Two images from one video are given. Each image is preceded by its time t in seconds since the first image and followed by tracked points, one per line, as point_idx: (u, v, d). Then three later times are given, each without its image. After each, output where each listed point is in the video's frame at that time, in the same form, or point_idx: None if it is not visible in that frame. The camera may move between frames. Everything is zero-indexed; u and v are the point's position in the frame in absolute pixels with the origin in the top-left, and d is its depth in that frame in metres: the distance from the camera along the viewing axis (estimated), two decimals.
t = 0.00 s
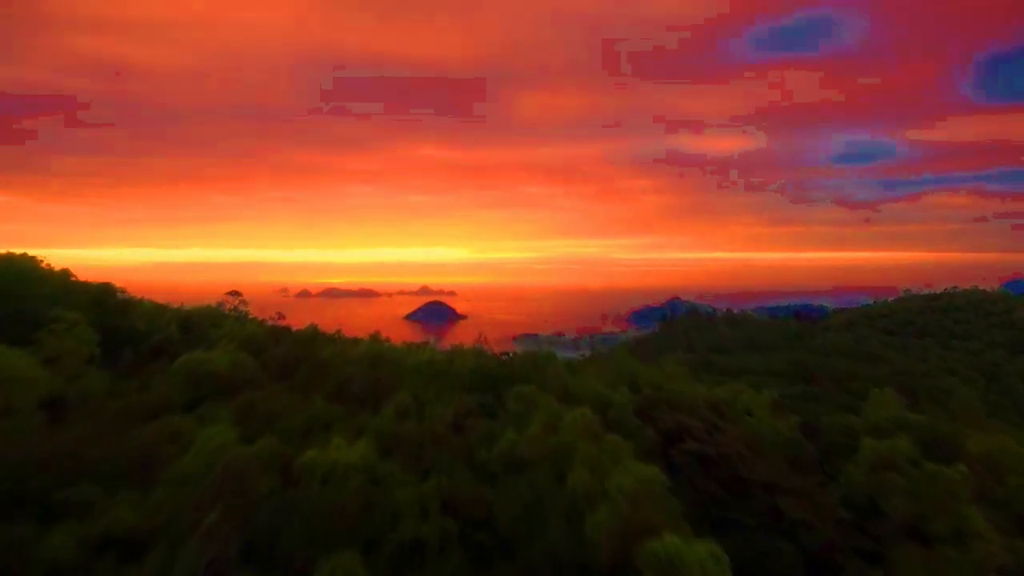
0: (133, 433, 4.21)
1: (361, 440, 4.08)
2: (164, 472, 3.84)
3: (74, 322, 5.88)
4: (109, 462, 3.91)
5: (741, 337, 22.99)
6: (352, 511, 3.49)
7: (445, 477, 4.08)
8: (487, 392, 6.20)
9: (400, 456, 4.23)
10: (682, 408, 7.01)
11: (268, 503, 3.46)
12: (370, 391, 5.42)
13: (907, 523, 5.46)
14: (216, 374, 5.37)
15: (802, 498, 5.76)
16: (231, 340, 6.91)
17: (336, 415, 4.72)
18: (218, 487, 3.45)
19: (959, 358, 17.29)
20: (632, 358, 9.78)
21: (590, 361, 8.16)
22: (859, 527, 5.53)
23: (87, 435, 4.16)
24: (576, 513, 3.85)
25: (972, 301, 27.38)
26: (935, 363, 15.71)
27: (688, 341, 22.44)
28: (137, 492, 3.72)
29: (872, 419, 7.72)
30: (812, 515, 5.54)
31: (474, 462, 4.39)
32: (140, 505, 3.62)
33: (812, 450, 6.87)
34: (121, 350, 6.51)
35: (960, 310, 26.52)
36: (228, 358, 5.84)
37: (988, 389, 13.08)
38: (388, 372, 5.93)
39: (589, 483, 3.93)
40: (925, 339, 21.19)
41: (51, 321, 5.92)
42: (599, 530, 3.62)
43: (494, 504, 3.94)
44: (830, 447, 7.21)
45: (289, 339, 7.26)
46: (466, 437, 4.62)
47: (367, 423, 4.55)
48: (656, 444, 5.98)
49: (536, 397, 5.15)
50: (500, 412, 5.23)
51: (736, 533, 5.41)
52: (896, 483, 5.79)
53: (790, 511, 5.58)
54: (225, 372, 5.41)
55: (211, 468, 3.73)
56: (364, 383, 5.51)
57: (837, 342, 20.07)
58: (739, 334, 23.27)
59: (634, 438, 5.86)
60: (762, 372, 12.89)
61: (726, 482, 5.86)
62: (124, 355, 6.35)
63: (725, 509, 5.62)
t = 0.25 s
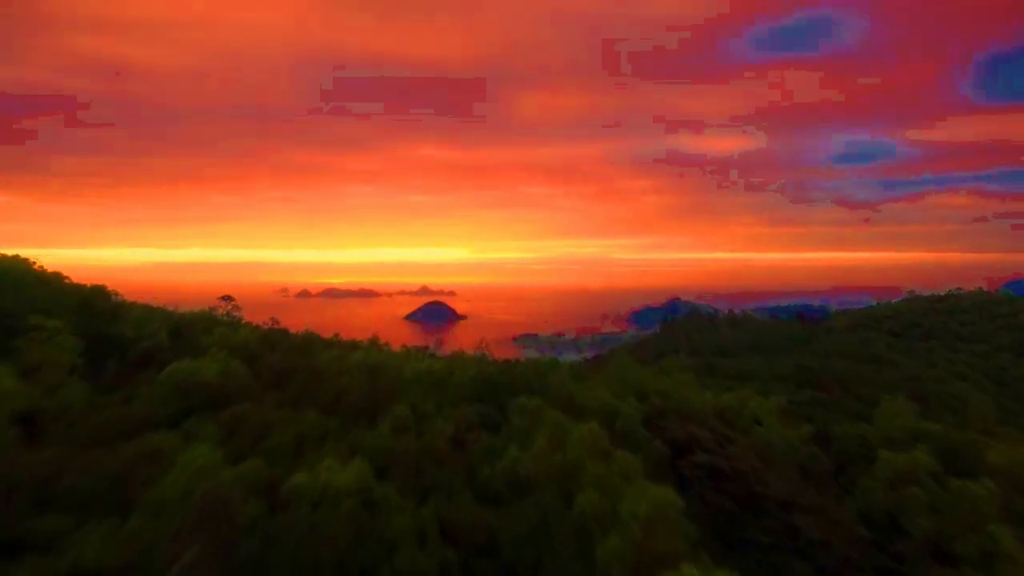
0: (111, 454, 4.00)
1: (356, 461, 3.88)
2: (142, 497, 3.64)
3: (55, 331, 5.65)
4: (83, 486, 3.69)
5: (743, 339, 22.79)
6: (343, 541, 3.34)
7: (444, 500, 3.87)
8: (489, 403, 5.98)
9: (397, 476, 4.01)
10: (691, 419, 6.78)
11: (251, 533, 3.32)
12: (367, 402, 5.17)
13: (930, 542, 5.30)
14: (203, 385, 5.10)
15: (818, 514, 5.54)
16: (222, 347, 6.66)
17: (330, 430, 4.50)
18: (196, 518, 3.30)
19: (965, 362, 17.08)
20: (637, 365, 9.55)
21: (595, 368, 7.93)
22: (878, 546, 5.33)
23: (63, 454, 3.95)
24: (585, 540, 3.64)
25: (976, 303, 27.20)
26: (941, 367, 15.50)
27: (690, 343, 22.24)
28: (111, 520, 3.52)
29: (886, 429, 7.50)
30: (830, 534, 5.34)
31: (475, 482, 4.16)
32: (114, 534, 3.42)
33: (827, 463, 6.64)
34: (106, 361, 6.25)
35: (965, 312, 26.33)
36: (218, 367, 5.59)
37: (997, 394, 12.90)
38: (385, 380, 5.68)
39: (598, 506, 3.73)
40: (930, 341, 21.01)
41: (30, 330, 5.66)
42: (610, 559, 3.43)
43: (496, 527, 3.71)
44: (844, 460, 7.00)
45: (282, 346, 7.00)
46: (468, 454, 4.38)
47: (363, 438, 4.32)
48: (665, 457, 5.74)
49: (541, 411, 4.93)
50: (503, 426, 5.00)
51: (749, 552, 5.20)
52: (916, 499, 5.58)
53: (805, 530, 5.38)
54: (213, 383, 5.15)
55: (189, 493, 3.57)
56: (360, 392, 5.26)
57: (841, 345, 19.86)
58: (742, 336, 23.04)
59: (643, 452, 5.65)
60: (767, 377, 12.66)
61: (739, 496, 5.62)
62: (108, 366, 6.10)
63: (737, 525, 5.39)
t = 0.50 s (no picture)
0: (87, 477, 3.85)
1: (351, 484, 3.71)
2: (122, 527, 3.53)
3: (36, 342, 5.45)
4: (60, 509, 3.64)
5: (746, 341, 22.66)
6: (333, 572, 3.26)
7: (444, 523, 3.72)
8: (491, 413, 5.79)
9: (395, 497, 3.82)
10: (699, 427, 6.59)
11: (235, 569, 3.26)
12: (365, 411, 4.98)
13: (953, 559, 5.15)
14: (192, 396, 4.91)
15: (834, 527, 5.33)
16: (214, 354, 6.45)
17: (325, 446, 4.33)
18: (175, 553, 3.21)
19: (972, 364, 16.89)
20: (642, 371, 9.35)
21: (600, 375, 7.74)
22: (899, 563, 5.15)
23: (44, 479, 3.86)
24: (593, 569, 3.51)
25: (981, 305, 27.05)
26: (949, 371, 15.31)
27: (692, 347, 22.15)
28: (83, 555, 3.40)
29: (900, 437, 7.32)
30: (848, 550, 5.15)
31: (477, 502, 3.96)
32: (90, 567, 3.31)
33: (840, 470, 6.46)
34: (93, 367, 6.05)
35: (969, 314, 26.20)
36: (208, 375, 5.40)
37: (1007, 397, 12.73)
38: (384, 389, 5.47)
39: (608, 531, 3.59)
40: (935, 343, 20.86)
41: (12, 338, 5.47)
42: None
43: (497, 553, 3.57)
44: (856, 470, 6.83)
45: (278, 353, 6.80)
46: (469, 468, 4.19)
47: (359, 454, 4.13)
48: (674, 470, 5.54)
49: (546, 425, 4.75)
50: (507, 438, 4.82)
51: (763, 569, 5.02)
52: (937, 514, 5.40)
53: (821, 546, 5.17)
54: (202, 395, 4.96)
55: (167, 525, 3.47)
56: (358, 403, 5.06)
57: (846, 348, 19.67)
58: (745, 339, 22.84)
59: (651, 465, 5.47)
60: (774, 381, 12.47)
61: (751, 512, 5.44)
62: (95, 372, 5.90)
63: (748, 541, 5.22)
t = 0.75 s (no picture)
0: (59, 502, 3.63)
1: (345, 511, 3.49)
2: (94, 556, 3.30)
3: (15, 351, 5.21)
4: (28, 537, 3.36)
5: (750, 344, 22.46)
6: None
7: (444, 552, 3.50)
8: (493, 426, 5.58)
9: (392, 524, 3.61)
10: (709, 438, 6.34)
11: None
12: (361, 425, 4.75)
13: None
14: (176, 408, 4.67)
15: (853, 546, 5.10)
16: (203, 361, 6.20)
17: (318, 464, 4.11)
18: None
19: (980, 369, 16.64)
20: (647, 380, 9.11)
21: (605, 383, 7.50)
22: None
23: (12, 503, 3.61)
24: None
25: (986, 308, 26.84)
26: (957, 376, 15.05)
27: (695, 351, 21.98)
28: None
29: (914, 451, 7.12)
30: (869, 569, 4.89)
31: (479, 527, 3.74)
32: None
33: (855, 482, 6.28)
34: (77, 375, 5.80)
35: (974, 316, 26.00)
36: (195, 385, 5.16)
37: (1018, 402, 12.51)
38: (381, 400, 5.23)
39: (621, 561, 3.38)
40: (941, 346, 20.65)
41: None
42: None
43: None
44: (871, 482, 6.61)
45: (271, 359, 6.55)
46: (470, 489, 3.99)
47: (356, 476, 3.92)
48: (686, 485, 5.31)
49: (552, 443, 4.56)
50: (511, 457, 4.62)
51: None
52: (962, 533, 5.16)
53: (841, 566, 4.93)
54: (189, 407, 4.72)
55: (139, 559, 3.27)
56: (353, 416, 4.81)
57: (851, 351, 19.40)
58: (749, 342, 22.57)
59: (660, 478, 5.20)
60: (781, 386, 12.21)
61: (766, 532, 5.22)
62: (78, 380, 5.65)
63: (764, 564, 5.00)
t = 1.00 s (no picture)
0: (27, 535, 3.42)
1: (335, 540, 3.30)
2: None
3: None
4: None
5: (753, 347, 22.28)
6: None
7: None
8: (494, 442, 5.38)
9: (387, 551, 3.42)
10: (720, 450, 6.10)
11: None
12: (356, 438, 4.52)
13: None
14: (162, 422, 4.44)
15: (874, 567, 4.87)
16: (192, 369, 5.98)
17: (310, 482, 3.91)
18: None
19: (988, 372, 16.45)
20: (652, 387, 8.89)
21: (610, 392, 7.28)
22: None
23: None
24: None
25: (990, 310, 26.68)
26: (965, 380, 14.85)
27: (697, 354, 21.81)
28: None
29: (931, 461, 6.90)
30: None
31: (481, 551, 3.53)
32: None
33: (873, 494, 6.05)
34: (60, 386, 5.58)
35: (978, 318, 25.83)
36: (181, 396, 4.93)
37: None
38: (378, 411, 4.98)
39: None
40: (946, 349, 20.48)
41: None
42: None
43: None
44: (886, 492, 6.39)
45: (265, 365, 6.32)
46: (472, 509, 3.77)
47: (348, 498, 3.71)
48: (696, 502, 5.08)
49: (557, 460, 4.35)
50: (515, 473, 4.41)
51: None
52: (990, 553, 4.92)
53: None
54: (175, 421, 4.49)
55: None
56: (348, 430, 4.56)
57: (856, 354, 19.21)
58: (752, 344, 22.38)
59: (670, 494, 4.99)
60: (788, 392, 11.97)
61: (784, 549, 4.97)
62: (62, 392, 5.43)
63: None
